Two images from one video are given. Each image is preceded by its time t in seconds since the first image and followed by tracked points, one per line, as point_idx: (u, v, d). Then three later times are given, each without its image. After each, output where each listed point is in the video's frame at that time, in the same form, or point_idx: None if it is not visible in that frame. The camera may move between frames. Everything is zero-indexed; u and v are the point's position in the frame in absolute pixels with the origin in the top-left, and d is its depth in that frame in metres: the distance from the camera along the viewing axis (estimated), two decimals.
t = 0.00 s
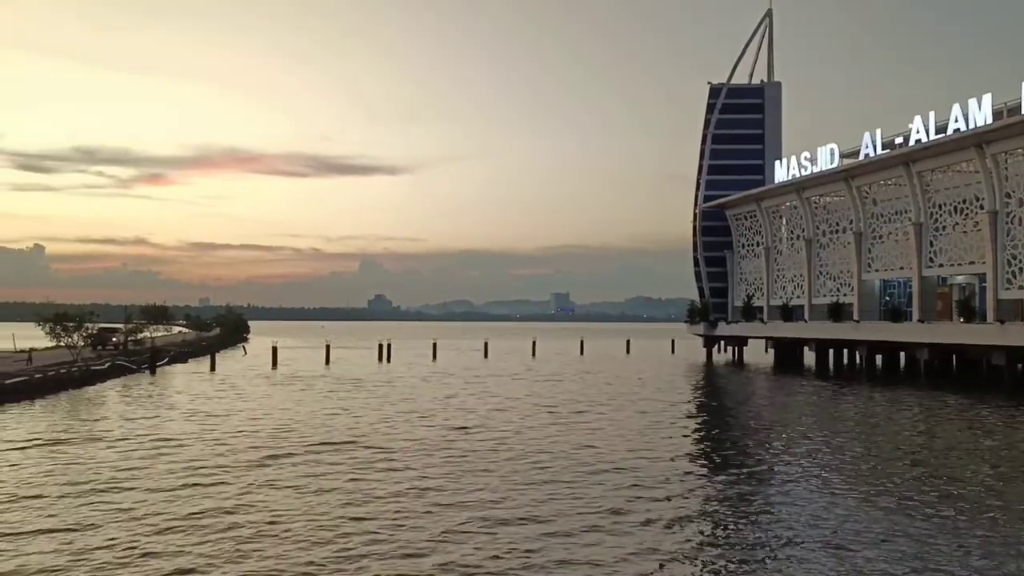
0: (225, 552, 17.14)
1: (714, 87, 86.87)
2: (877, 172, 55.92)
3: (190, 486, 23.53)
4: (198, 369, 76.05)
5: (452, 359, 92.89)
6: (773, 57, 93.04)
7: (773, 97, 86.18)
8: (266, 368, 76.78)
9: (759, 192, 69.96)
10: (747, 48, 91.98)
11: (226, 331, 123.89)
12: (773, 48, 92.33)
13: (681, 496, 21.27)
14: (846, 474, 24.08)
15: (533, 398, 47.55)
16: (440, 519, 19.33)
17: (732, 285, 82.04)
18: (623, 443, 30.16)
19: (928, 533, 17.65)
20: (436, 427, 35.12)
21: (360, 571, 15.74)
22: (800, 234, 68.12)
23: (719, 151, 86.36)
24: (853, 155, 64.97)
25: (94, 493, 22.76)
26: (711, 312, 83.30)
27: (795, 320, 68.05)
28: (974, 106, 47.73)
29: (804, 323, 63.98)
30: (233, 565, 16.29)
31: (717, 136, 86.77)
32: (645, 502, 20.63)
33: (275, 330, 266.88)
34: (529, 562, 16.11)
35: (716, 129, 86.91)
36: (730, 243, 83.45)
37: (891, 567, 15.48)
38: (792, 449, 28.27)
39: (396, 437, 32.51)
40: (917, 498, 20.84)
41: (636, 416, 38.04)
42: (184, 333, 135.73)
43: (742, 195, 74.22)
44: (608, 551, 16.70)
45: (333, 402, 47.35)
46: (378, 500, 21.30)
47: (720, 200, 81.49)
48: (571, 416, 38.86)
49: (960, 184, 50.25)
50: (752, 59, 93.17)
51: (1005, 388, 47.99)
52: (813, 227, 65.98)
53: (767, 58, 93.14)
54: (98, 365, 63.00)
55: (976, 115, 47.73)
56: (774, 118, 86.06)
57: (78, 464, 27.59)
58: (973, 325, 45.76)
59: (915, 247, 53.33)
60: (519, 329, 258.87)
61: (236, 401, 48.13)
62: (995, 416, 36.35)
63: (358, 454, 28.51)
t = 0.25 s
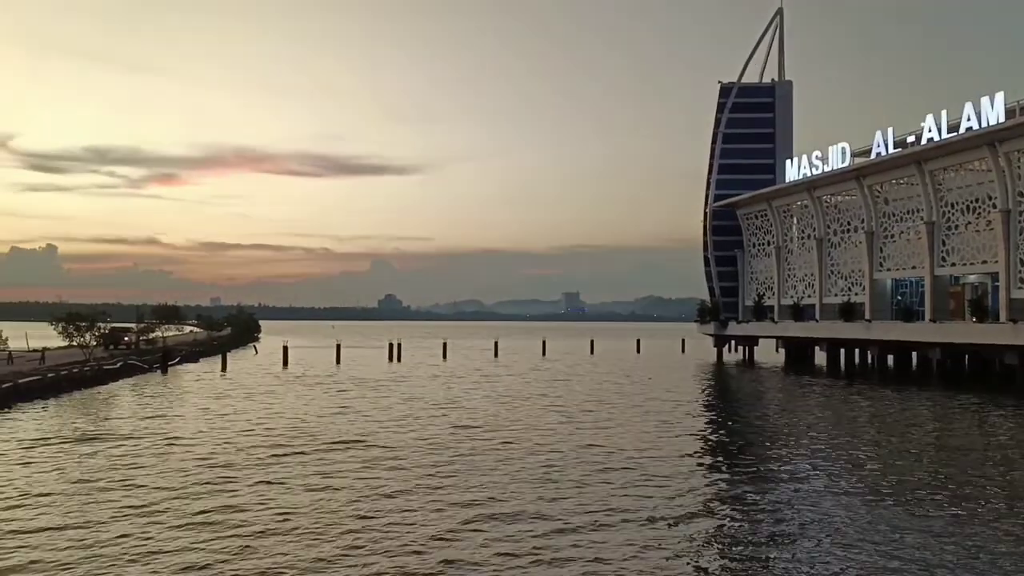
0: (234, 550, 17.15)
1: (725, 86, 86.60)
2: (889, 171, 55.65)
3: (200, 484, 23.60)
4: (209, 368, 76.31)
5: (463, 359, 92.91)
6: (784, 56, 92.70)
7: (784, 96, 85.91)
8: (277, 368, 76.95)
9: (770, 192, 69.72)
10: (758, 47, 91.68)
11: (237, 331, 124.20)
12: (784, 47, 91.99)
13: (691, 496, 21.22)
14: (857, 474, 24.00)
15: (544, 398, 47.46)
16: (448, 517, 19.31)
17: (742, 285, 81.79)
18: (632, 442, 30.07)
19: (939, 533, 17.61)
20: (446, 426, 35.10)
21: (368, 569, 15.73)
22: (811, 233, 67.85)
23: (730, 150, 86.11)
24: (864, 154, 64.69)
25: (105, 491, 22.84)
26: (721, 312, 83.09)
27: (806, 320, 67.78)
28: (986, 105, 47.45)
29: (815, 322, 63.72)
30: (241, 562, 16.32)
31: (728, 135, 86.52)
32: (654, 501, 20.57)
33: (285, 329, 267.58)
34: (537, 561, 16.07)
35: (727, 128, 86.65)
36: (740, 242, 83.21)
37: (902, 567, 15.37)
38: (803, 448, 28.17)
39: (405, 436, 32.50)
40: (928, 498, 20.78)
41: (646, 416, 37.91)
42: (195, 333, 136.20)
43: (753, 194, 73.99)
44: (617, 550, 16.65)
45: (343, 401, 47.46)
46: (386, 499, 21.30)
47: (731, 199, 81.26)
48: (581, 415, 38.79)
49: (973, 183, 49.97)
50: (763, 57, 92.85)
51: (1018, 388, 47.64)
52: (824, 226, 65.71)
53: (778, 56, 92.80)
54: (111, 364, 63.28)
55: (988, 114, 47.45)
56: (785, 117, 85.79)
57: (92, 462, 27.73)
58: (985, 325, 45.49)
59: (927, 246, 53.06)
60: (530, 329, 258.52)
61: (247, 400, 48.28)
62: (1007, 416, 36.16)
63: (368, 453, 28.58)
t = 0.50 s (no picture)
0: (248, 548, 17.19)
1: (738, 85, 86.32)
2: (903, 170, 55.32)
3: (214, 483, 23.68)
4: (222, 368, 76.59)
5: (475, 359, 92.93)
6: (797, 55, 92.33)
7: (797, 94, 85.69)
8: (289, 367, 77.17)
9: (783, 191, 69.45)
10: (771, 46, 91.37)
11: (250, 331, 124.66)
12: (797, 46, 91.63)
13: (705, 495, 21.16)
14: (871, 474, 23.90)
15: (556, 398, 47.38)
16: (460, 516, 19.31)
17: (755, 284, 81.48)
18: (645, 442, 29.99)
19: (954, 533, 17.53)
20: (458, 426, 35.10)
21: (382, 567, 15.75)
22: (825, 233, 67.54)
23: (743, 149, 85.83)
24: (878, 153, 64.34)
25: (119, 489, 22.95)
26: (734, 311, 82.79)
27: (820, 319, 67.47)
28: (1002, 103, 47.10)
29: (828, 322, 63.41)
30: (255, 560, 16.34)
31: (741, 135, 86.23)
32: (668, 501, 20.51)
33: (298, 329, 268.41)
34: (550, 560, 16.05)
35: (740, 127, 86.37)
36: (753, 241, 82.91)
37: (918, 568, 15.27)
38: (817, 448, 28.06)
39: (418, 435, 32.53)
40: (943, 498, 20.68)
41: (658, 416, 37.81)
42: (208, 333, 136.76)
43: (766, 194, 73.70)
44: (631, 550, 16.61)
45: (356, 400, 47.60)
46: (399, 497, 21.32)
47: (744, 199, 80.98)
48: (593, 415, 38.73)
49: (988, 182, 49.62)
50: (776, 56, 92.53)
51: None
52: (838, 225, 65.39)
53: (791, 55, 92.45)
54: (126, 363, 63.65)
55: (1004, 113, 47.11)
56: (798, 115, 85.48)
57: (107, 460, 27.91)
58: (1001, 325, 45.16)
59: (942, 245, 52.73)
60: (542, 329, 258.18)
61: (261, 400, 48.49)
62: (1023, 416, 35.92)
63: (381, 452, 28.69)
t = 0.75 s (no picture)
0: (254, 547, 17.11)
1: (749, 84, 85.99)
2: (915, 169, 54.93)
3: (221, 482, 23.63)
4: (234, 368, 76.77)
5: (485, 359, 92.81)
6: (809, 54, 91.90)
7: (809, 93, 85.22)
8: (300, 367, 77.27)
9: (795, 190, 69.09)
10: (782, 45, 91.02)
11: (262, 331, 124.98)
12: (809, 44, 91.20)
13: (715, 496, 20.99)
14: (884, 475, 23.67)
15: (566, 398, 47.22)
16: (468, 516, 19.19)
17: (767, 284, 81.09)
18: (655, 442, 29.80)
19: (967, 534, 17.33)
20: (467, 425, 35.00)
21: (387, 567, 15.64)
22: (837, 232, 67.13)
23: (754, 148, 85.47)
24: (890, 151, 63.93)
25: (126, 489, 22.92)
26: (745, 311, 82.38)
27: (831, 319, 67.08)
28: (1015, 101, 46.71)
29: (840, 322, 63.00)
30: (260, 560, 16.25)
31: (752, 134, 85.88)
32: (677, 501, 20.34)
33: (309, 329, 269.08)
34: (557, 560, 15.91)
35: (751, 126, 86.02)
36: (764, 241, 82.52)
37: (930, 570, 15.07)
38: (828, 448, 27.84)
39: (426, 435, 32.43)
40: (956, 499, 20.45)
41: (668, 416, 37.59)
42: (220, 333, 137.23)
43: (777, 193, 73.34)
44: (638, 550, 16.46)
45: (366, 400, 47.61)
46: (406, 497, 21.23)
47: (755, 198, 80.61)
48: (603, 415, 38.56)
49: (1001, 181, 49.21)
50: (788, 55, 92.15)
51: None
52: (850, 225, 64.99)
53: (803, 54, 92.04)
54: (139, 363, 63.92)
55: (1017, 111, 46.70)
56: (809, 114, 85.07)
57: (118, 460, 27.96)
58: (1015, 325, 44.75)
59: (955, 244, 52.32)
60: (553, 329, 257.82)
61: (271, 399, 48.57)
62: None
63: (391, 452, 28.65)
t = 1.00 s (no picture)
0: (261, 547, 17.11)
1: (758, 83, 85.75)
2: (925, 168, 54.67)
3: (228, 482, 23.63)
4: (243, 367, 77.00)
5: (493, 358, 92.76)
6: (818, 53, 91.61)
7: (818, 93, 84.99)
8: (308, 367, 77.42)
9: (804, 189, 68.86)
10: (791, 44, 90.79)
11: (271, 331, 125.30)
12: (818, 43, 90.90)
13: (723, 496, 20.92)
14: (893, 475, 23.53)
15: (574, 398, 47.15)
16: (475, 517, 19.15)
17: (776, 283, 80.84)
18: (663, 443, 29.71)
19: (976, 534, 17.25)
20: (476, 426, 34.98)
21: (393, 568, 15.61)
22: (846, 231, 66.88)
23: (762, 147, 85.23)
24: (900, 150, 63.62)
25: (135, 488, 22.96)
26: (754, 310, 82.14)
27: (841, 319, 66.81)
28: None
29: (850, 322, 62.73)
30: (267, 560, 16.24)
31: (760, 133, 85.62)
32: (685, 502, 20.27)
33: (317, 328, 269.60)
34: (564, 562, 15.86)
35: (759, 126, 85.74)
36: (773, 240, 82.27)
37: (941, 570, 14.98)
38: (836, 449, 27.72)
39: (435, 435, 32.42)
40: (967, 499, 20.32)
41: (677, 416, 37.49)
42: (229, 333, 137.73)
43: (786, 192, 73.11)
44: (645, 552, 16.40)
45: (374, 399, 47.66)
46: (414, 497, 21.25)
47: (764, 197, 80.40)
48: (611, 415, 38.48)
49: (1012, 180, 48.93)
50: (797, 54, 91.91)
51: None
52: (859, 224, 64.74)
53: (812, 53, 91.74)
54: (149, 363, 64.17)
55: None
56: (818, 113, 84.79)
57: (127, 459, 28.06)
58: None
59: (965, 244, 52.04)
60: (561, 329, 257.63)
61: (280, 398, 48.70)
62: None
63: (399, 451, 28.68)
